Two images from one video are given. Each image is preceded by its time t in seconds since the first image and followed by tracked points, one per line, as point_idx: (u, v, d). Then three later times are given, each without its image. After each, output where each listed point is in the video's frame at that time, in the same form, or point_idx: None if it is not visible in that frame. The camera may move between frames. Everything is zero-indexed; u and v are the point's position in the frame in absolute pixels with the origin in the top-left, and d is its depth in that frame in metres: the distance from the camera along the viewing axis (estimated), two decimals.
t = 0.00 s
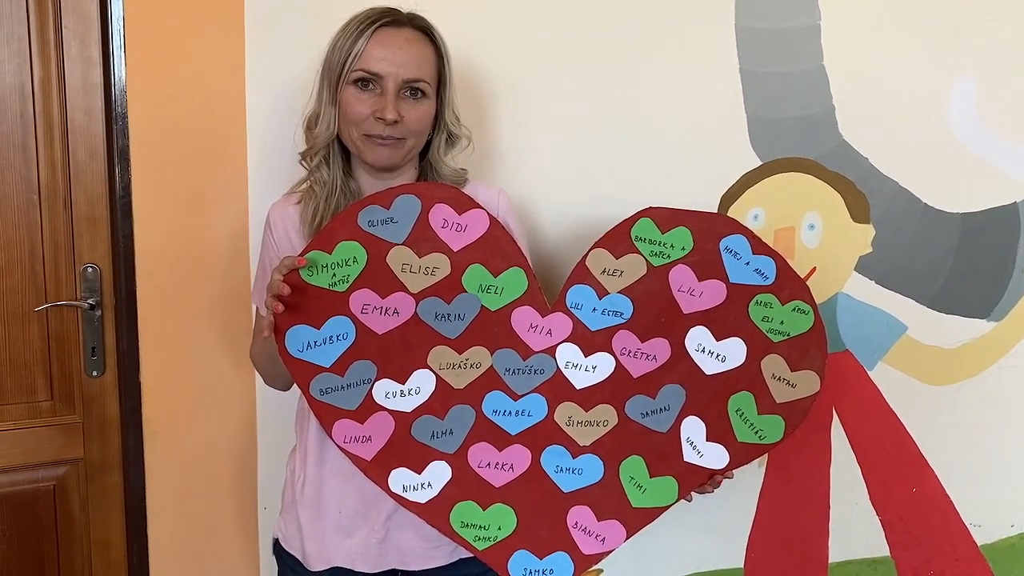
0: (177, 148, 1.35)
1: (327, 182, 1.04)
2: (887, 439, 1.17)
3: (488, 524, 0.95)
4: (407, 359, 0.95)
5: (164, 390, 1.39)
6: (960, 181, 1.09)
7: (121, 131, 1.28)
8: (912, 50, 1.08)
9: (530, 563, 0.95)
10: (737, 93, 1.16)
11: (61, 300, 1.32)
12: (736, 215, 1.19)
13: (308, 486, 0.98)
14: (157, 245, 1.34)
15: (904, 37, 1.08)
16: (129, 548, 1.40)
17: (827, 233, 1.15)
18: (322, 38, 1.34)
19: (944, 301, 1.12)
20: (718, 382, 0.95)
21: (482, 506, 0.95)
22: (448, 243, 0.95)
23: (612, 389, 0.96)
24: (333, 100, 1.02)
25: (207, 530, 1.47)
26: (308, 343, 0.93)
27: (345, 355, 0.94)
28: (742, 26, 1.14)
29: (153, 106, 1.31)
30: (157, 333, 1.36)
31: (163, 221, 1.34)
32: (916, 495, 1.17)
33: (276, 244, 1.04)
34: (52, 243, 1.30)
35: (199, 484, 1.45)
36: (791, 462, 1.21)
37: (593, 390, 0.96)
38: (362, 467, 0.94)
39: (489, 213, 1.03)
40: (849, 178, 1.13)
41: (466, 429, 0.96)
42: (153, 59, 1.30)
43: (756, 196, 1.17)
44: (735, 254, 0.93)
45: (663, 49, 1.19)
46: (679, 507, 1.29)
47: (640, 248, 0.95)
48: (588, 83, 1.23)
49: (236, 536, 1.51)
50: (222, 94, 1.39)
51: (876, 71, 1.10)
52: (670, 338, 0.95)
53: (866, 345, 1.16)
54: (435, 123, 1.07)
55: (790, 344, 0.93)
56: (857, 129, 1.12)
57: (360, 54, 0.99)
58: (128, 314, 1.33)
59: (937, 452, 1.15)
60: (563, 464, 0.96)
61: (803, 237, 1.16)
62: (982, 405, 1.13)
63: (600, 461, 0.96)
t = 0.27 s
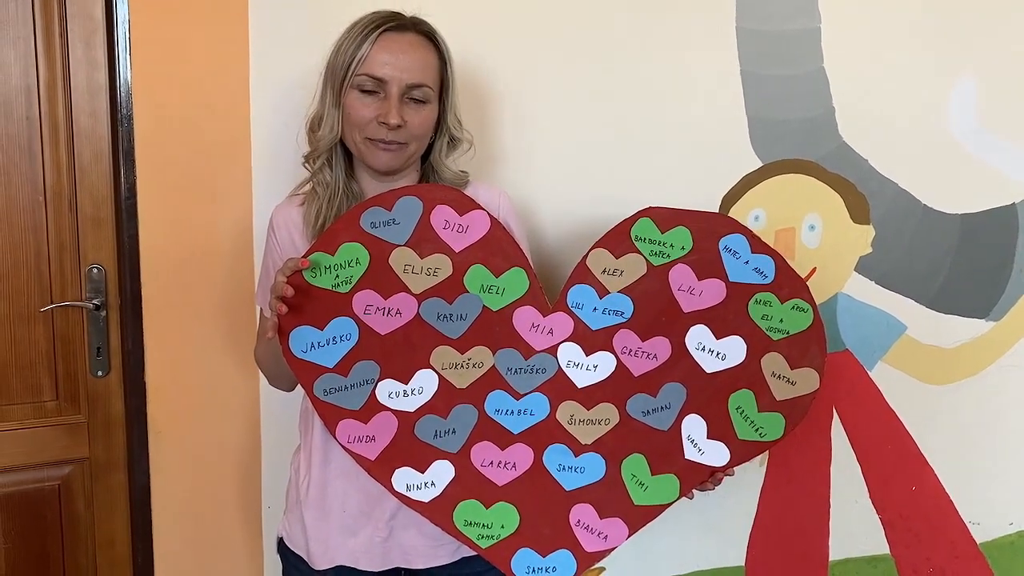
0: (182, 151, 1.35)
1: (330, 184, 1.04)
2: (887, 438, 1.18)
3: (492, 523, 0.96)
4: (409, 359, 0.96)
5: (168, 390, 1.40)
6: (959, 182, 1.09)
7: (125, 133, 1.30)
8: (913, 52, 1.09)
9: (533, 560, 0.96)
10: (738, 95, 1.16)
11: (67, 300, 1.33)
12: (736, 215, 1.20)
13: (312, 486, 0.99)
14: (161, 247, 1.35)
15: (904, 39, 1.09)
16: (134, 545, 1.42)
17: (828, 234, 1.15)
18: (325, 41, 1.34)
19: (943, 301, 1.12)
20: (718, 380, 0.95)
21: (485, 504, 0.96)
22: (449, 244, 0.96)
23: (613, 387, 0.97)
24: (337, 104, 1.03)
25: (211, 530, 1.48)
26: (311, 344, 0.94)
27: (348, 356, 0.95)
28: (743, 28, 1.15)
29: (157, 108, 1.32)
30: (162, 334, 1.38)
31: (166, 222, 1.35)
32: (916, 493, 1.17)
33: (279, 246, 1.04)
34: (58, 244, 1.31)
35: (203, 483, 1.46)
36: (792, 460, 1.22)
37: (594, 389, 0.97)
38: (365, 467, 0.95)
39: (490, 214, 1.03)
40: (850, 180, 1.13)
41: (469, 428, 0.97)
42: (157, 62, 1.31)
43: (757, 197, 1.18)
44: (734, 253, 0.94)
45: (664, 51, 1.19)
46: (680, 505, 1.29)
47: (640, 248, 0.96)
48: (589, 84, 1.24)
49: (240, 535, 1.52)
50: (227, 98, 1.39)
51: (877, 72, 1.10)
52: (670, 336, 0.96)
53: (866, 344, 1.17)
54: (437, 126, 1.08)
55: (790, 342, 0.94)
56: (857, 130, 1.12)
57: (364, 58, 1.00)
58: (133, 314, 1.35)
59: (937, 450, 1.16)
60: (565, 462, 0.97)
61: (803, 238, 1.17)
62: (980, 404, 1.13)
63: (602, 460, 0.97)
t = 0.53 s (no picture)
0: (185, 153, 1.36)
1: (334, 187, 1.05)
2: (885, 437, 1.19)
3: (495, 522, 0.97)
4: (413, 359, 0.97)
5: (172, 391, 1.41)
6: (955, 184, 1.11)
7: (130, 136, 1.32)
8: (909, 56, 1.10)
9: (536, 559, 0.97)
10: (738, 98, 1.17)
11: (71, 301, 1.34)
12: (737, 216, 1.21)
13: (316, 486, 0.99)
14: (165, 248, 1.37)
15: (901, 43, 1.10)
16: (138, 544, 1.44)
17: (827, 235, 1.17)
18: (328, 44, 1.35)
19: (941, 302, 1.14)
20: (718, 380, 0.97)
21: (488, 503, 0.97)
22: (452, 246, 0.97)
23: (614, 387, 0.98)
24: (342, 107, 1.04)
25: (213, 530, 1.48)
26: (316, 344, 0.95)
27: (352, 357, 0.96)
28: (743, 32, 1.16)
29: (161, 111, 1.33)
30: (166, 335, 1.39)
31: (170, 224, 1.36)
32: (913, 491, 1.19)
33: (283, 248, 1.05)
34: (62, 245, 1.32)
35: (206, 484, 1.46)
36: (792, 459, 1.23)
37: (596, 388, 0.98)
38: (369, 466, 0.96)
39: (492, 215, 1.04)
40: (849, 182, 1.15)
41: (472, 428, 0.98)
42: (160, 65, 1.32)
43: (757, 198, 1.19)
44: (733, 254, 0.95)
45: (665, 54, 1.20)
46: (681, 504, 1.30)
47: (641, 249, 0.97)
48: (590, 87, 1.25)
49: (243, 535, 1.51)
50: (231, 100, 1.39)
51: (875, 76, 1.12)
52: (671, 336, 0.97)
53: (866, 345, 1.18)
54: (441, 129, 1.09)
55: (789, 342, 0.95)
56: (856, 132, 1.13)
57: (369, 63, 1.01)
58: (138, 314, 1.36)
59: (935, 449, 1.17)
60: (567, 461, 0.98)
61: (803, 239, 1.18)
62: (977, 403, 1.15)
63: (604, 459, 0.98)
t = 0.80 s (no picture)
0: (187, 154, 1.37)
1: (339, 187, 1.06)
2: (884, 436, 1.20)
3: (498, 520, 0.98)
4: (417, 359, 0.98)
5: (174, 391, 1.41)
6: (953, 185, 1.12)
7: (133, 137, 1.32)
8: (907, 58, 1.11)
9: (538, 557, 0.98)
10: (738, 100, 1.18)
11: (74, 302, 1.34)
12: (737, 217, 1.22)
13: (321, 485, 1.00)
14: (167, 249, 1.37)
15: (898, 46, 1.11)
16: (140, 545, 1.44)
17: (826, 236, 1.18)
18: (330, 46, 1.36)
19: (939, 301, 1.15)
20: (718, 379, 0.97)
21: (492, 501, 0.98)
22: (455, 246, 0.97)
23: (616, 386, 0.99)
24: (348, 107, 1.05)
25: (217, 529, 1.49)
26: (321, 344, 0.96)
27: (356, 356, 0.97)
28: (743, 34, 1.17)
29: (163, 112, 1.33)
30: (169, 335, 1.39)
31: (172, 225, 1.37)
32: (912, 490, 1.20)
33: (286, 248, 1.06)
34: (64, 246, 1.33)
35: (209, 483, 1.47)
36: (792, 458, 1.24)
37: (598, 388, 0.99)
38: (373, 465, 0.97)
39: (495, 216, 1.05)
40: (849, 184, 1.16)
41: (475, 427, 0.99)
42: (162, 66, 1.32)
43: (758, 199, 1.20)
44: (733, 254, 0.96)
45: (665, 56, 1.21)
46: (682, 502, 1.31)
47: (642, 249, 0.97)
48: (591, 89, 1.26)
49: (247, 534, 1.53)
50: (233, 102, 1.40)
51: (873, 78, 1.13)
52: (672, 336, 0.98)
53: (865, 344, 1.19)
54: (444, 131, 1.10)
55: (789, 341, 0.96)
56: (855, 134, 1.14)
57: (376, 63, 1.02)
58: (140, 315, 1.36)
59: (933, 447, 1.18)
60: (569, 460, 0.99)
61: (802, 239, 1.19)
62: (974, 402, 1.16)
63: (606, 457, 0.99)
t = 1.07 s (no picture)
0: (186, 155, 1.37)
1: (342, 187, 1.07)
2: (882, 434, 1.21)
3: (500, 519, 0.99)
4: (419, 359, 0.98)
5: (174, 392, 1.41)
6: (950, 186, 1.13)
7: (133, 138, 1.32)
8: (904, 61, 1.12)
9: (540, 555, 0.99)
10: (737, 101, 1.19)
11: (74, 303, 1.34)
12: (736, 217, 1.23)
13: (324, 484, 1.01)
14: (167, 250, 1.37)
15: (897, 48, 1.12)
16: (141, 546, 1.44)
17: (824, 237, 1.19)
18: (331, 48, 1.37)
19: (938, 300, 1.15)
20: (718, 379, 0.98)
21: (493, 500, 0.99)
22: (458, 247, 0.98)
23: (617, 386, 0.99)
24: (351, 105, 1.05)
25: (217, 529, 1.49)
26: (324, 344, 0.96)
27: (359, 356, 0.97)
28: (742, 37, 1.18)
29: (164, 113, 1.34)
30: (169, 336, 1.39)
31: (172, 226, 1.37)
32: (910, 488, 1.21)
33: (289, 249, 1.06)
34: (64, 247, 1.33)
35: (209, 484, 1.47)
36: (791, 457, 1.25)
37: (599, 388, 1.00)
38: (376, 464, 0.97)
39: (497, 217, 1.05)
40: (847, 185, 1.17)
41: (477, 426, 0.99)
42: (162, 68, 1.32)
43: (757, 200, 1.21)
44: (734, 255, 0.97)
45: (664, 58, 1.22)
46: (682, 501, 1.32)
47: (643, 250, 0.98)
48: (591, 91, 1.26)
49: (246, 535, 1.53)
50: (233, 103, 1.41)
51: (871, 81, 1.14)
52: (673, 336, 0.99)
53: (863, 344, 1.20)
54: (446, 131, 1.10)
55: (789, 341, 0.96)
56: (854, 135, 1.15)
57: (380, 61, 1.02)
58: (140, 317, 1.36)
59: (930, 446, 1.19)
60: (571, 459, 1.00)
61: (801, 240, 1.20)
62: (971, 402, 1.17)
63: (607, 456, 0.99)
